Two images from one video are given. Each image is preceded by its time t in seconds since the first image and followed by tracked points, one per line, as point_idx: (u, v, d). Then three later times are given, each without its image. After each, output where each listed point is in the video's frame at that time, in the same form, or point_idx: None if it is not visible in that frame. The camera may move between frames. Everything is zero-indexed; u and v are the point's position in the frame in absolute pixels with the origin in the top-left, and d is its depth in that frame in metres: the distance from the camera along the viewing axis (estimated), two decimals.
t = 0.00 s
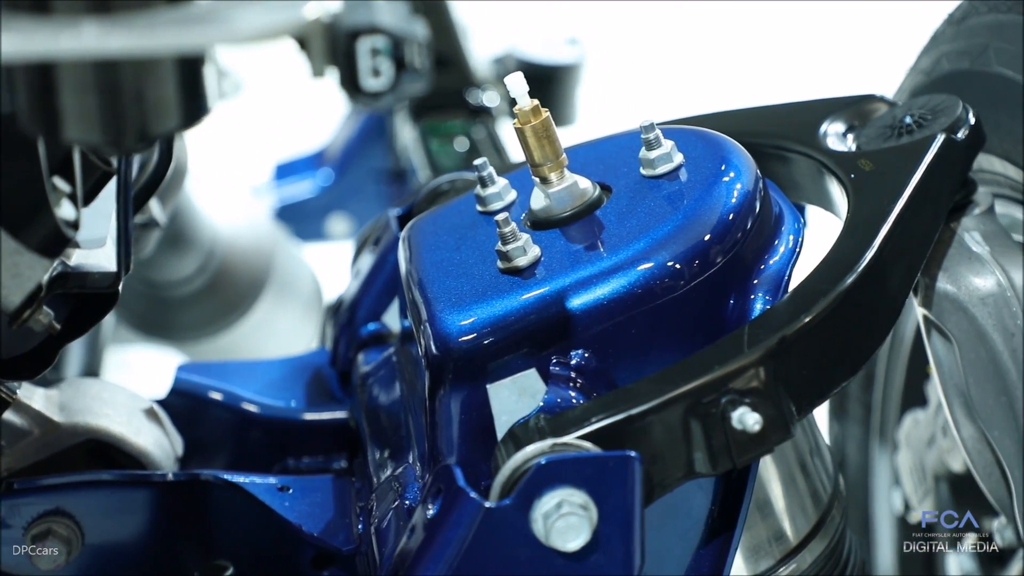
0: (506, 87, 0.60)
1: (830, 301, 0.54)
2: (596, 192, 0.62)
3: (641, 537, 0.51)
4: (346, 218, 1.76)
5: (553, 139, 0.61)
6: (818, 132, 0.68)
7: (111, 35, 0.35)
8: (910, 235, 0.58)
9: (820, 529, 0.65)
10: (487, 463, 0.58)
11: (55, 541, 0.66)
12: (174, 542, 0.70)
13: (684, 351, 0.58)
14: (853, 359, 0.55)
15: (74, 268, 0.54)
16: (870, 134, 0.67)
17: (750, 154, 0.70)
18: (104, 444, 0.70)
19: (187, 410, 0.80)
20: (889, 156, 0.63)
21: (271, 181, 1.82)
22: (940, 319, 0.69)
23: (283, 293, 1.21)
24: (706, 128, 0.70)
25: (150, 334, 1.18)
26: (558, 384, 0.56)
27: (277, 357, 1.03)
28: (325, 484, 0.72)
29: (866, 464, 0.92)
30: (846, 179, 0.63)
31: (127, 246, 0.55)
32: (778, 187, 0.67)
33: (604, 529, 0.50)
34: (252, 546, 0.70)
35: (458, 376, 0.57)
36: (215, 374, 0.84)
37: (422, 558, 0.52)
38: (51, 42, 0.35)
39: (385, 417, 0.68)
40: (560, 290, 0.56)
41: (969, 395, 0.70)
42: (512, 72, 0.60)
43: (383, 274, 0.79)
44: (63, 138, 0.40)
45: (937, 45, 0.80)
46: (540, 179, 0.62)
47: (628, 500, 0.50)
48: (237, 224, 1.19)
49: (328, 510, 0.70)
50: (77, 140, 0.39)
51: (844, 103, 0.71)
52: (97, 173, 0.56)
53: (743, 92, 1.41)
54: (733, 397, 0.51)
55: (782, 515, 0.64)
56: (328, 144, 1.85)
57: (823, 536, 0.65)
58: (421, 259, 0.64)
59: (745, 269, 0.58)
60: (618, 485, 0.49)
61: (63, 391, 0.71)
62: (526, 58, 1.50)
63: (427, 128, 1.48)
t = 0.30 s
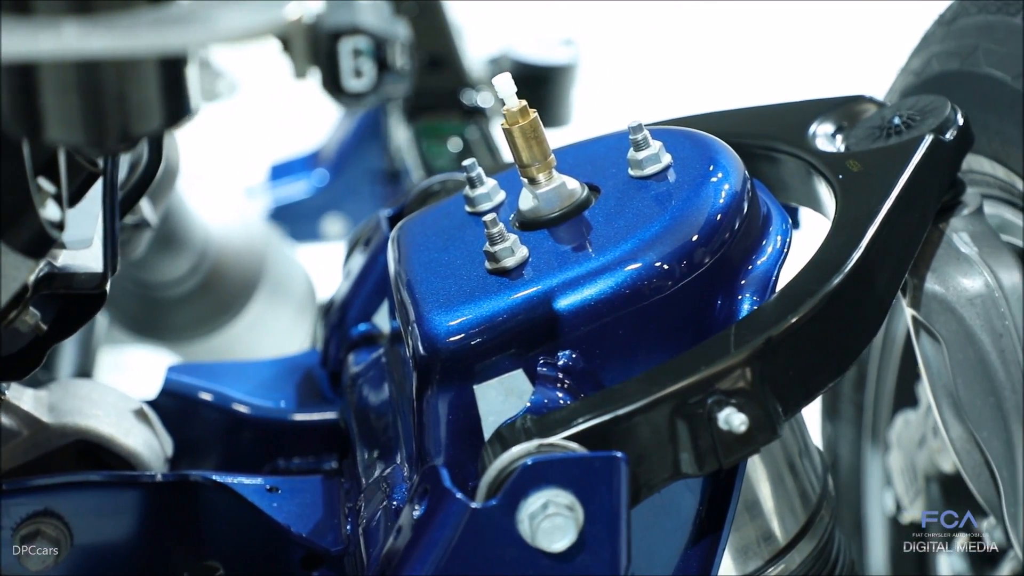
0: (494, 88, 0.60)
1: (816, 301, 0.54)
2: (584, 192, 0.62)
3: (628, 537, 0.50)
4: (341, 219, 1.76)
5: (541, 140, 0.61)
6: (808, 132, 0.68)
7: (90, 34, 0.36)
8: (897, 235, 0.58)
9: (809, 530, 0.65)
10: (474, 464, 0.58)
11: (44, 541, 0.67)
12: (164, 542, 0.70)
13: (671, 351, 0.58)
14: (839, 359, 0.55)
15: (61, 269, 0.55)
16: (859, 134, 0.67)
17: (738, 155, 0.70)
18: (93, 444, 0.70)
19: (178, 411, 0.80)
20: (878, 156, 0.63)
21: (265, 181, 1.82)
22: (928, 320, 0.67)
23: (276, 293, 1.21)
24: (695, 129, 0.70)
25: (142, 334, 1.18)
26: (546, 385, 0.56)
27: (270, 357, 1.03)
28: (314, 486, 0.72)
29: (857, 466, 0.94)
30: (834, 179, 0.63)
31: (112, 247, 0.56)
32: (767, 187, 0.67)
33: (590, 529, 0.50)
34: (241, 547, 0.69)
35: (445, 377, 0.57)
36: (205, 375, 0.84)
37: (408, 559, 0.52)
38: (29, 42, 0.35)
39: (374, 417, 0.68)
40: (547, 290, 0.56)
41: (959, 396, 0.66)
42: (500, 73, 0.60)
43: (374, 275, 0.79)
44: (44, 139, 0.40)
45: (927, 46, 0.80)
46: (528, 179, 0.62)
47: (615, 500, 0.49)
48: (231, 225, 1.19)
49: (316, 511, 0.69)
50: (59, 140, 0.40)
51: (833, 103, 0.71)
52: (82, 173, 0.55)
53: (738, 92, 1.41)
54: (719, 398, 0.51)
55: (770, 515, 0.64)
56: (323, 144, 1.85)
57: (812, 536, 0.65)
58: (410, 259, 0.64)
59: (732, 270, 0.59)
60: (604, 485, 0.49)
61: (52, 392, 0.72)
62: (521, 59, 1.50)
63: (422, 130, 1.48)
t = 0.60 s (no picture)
0: (477, 88, 0.60)
1: (797, 301, 0.54)
2: (567, 192, 0.62)
3: (607, 537, 0.50)
4: (334, 218, 1.75)
5: (524, 140, 0.61)
6: (792, 132, 0.68)
7: (60, 34, 0.36)
8: (878, 235, 0.59)
9: (792, 529, 0.65)
10: (455, 464, 0.58)
11: (27, 541, 0.67)
12: (149, 542, 0.70)
13: (653, 350, 0.58)
14: (819, 359, 0.55)
15: (41, 269, 0.54)
16: (843, 133, 0.67)
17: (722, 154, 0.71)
18: (78, 445, 0.70)
19: (163, 411, 0.80)
20: (861, 156, 0.63)
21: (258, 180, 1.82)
22: (911, 319, 0.66)
23: (266, 292, 1.20)
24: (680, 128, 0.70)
25: (132, 333, 1.18)
26: (527, 384, 0.56)
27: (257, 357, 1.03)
28: (299, 485, 0.72)
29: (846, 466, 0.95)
30: (817, 179, 0.63)
31: (91, 246, 0.56)
32: (750, 187, 0.67)
33: (570, 529, 0.50)
34: (227, 546, 0.69)
35: (426, 376, 0.57)
36: (192, 374, 0.84)
37: (388, 558, 0.52)
38: None
39: (358, 417, 0.69)
40: (528, 290, 0.56)
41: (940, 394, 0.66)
42: (482, 73, 0.60)
43: (360, 274, 0.79)
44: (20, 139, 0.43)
45: (914, 46, 0.80)
46: (511, 179, 0.62)
47: (594, 500, 0.49)
48: (220, 225, 1.19)
49: (299, 510, 0.70)
50: (33, 140, 0.43)
51: (817, 103, 0.71)
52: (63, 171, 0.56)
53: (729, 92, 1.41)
54: (699, 397, 0.51)
55: (754, 515, 0.64)
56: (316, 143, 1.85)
57: (795, 535, 0.65)
58: (394, 259, 0.64)
59: (714, 269, 0.59)
60: (583, 485, 0.49)
61: (37, 392, 0.72)
62: (515, 58, 1.50)
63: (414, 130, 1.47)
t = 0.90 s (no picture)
0: (459, 87, 0.60)
1: (778, 300, 0.54)
2: (550, 190, 0.62)
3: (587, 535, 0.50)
4: (326, 218, 1.75)
5: (507, 138, 0.61)
6: (776, 131, 0.68)
7: (35, 31, 0.37)
8: (859, 234, 0.59)
9: (775, 527, 0.65)
10: (437, 462, 0.57)
11: (11, 540, 0.66)
12: (134, 541, 0.70)
13: (635, 349, 0.58)
14: (800, 357, 0.55)
15: (22, 268, 0.56)
16: (827, 133, 0.67)
17: (706, 153, 0.71)
18: (62, 443, 0.70)
19: (149, 410, 0.80)
20: (844, 154, 0.63)
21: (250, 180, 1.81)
22: (895, 318, 0.66)
23: (256, 290, 1.21)
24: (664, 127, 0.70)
25: (121, 334, 1.18)
26: (508, 383, 0.56)
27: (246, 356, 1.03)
28: (283, 484, 0.71)
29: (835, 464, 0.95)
30: (799, 178, 0.63)
31: (71, 244, 0.56)
32: (733, 186, 0.67)
33: (549, 528, 0.50)
34: (212, 545, 0.70)
35: (408, 375, 0.57)
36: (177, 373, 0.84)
37: (368, 557, 0.52)
38: None
39: (341, 416, 0.69)
40: (509, 289, 0.56)
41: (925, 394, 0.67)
42: (465, 72, 0.60)
43: (346, 273, 0.79)
44: None
45: (900, 44, 0.80)
46: (494, 177, 0.62)
47: (574, 498, 0.49)
48: (208, 224, 1.19)
49: (283, 510, 0.69)
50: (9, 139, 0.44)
51: (801, 102, 0.71)
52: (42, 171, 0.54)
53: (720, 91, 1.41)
54: (679, 395, 0.51)
55: (737, 513, 0.64)
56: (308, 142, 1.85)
57: (778, 534, 0.65)
58: (377, 258, 0.64)
59: (696, 267, 0.59)
60: (562, 483, 0.49)
61: (21, 391, 0.72)
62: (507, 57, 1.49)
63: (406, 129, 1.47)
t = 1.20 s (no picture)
0: (445, 86, 0.60)
1: (763, 300, 0.54)
2: (536, 190, 0.62)
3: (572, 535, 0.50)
4: (320, 218, 1.75)
5: (493, 138, 0.61)
6: (763, 132, 0.68)
7: (11, 31, 0.37)
8: (844, 234, 0.59)
9: (762, 527, 0.65)
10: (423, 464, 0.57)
11: None
12: (122, 542, 0.70)
13: (621, 349, 0.58)
14: (785, 358, 0.55)
15: (7, 268, 0.56)
16: (814, 133, 0.67)
17: (694, 153, 0.71)
18: (50, 443, 0.70)
19: (138, 409, 0.81)
20: (830, 154, 0.63)
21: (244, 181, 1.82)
22: (882, 318, 0.66)
23: (248, 291, 1.21)
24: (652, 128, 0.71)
25: (112, 334, 1.18)
26: (494, 383, 0.56)
27: (236, 356, 1.03)
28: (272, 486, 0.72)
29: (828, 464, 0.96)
30: (786, 178, 0.63)
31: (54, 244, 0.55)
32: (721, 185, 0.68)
33: (533, 528, 0.50)
34: (201, 547, 0.70)
35: (393, 375, 0.57)
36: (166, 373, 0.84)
37: (353, 558, 0.52)
38: None
39: (328, 416, 0.69)
40: (494, 289, 0.56)
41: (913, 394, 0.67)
42: (451, 72, 0.60)
43: (335, 274, 0.79)
44: None
45: (889, 45, 0.80)
46: (481, 177, 0.62)
47: (558, 499, 0.49)
48: (199, 224, 1.19)
49: (271, 509, 0.70)
50: None
51: (789, 102, 0.71)
52: (28, 172, 0.57)
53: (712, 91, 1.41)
54: (663, 396, 0.51)
55: (725, 512, 0.64)
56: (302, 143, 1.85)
57: (766, 533, 0.65)
58: (365, 258, 0.64)
59: (682, 268, 0.59)
60: (546, 484, 0.49)
61: (10, 392, 0.72)
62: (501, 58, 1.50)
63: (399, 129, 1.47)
